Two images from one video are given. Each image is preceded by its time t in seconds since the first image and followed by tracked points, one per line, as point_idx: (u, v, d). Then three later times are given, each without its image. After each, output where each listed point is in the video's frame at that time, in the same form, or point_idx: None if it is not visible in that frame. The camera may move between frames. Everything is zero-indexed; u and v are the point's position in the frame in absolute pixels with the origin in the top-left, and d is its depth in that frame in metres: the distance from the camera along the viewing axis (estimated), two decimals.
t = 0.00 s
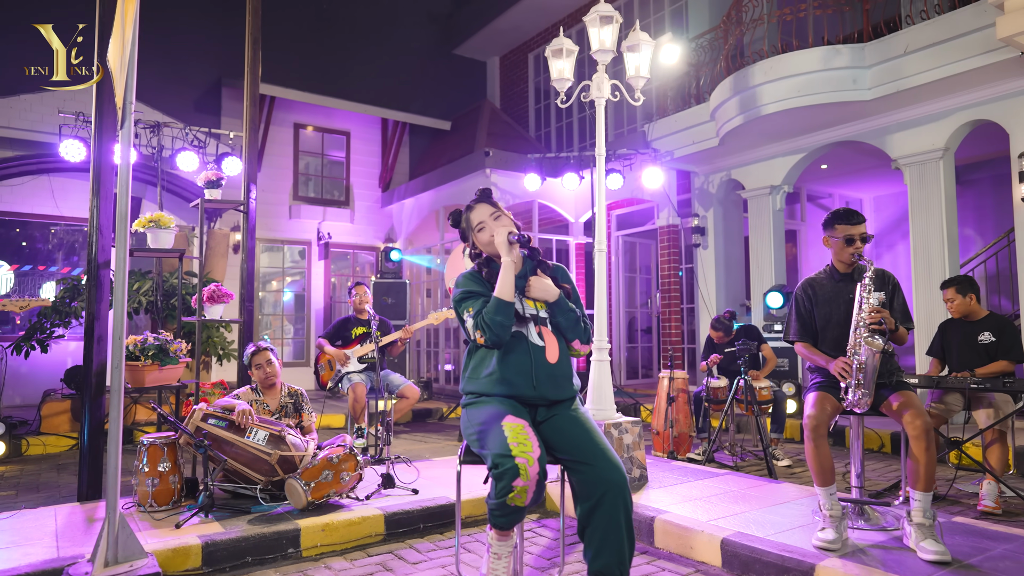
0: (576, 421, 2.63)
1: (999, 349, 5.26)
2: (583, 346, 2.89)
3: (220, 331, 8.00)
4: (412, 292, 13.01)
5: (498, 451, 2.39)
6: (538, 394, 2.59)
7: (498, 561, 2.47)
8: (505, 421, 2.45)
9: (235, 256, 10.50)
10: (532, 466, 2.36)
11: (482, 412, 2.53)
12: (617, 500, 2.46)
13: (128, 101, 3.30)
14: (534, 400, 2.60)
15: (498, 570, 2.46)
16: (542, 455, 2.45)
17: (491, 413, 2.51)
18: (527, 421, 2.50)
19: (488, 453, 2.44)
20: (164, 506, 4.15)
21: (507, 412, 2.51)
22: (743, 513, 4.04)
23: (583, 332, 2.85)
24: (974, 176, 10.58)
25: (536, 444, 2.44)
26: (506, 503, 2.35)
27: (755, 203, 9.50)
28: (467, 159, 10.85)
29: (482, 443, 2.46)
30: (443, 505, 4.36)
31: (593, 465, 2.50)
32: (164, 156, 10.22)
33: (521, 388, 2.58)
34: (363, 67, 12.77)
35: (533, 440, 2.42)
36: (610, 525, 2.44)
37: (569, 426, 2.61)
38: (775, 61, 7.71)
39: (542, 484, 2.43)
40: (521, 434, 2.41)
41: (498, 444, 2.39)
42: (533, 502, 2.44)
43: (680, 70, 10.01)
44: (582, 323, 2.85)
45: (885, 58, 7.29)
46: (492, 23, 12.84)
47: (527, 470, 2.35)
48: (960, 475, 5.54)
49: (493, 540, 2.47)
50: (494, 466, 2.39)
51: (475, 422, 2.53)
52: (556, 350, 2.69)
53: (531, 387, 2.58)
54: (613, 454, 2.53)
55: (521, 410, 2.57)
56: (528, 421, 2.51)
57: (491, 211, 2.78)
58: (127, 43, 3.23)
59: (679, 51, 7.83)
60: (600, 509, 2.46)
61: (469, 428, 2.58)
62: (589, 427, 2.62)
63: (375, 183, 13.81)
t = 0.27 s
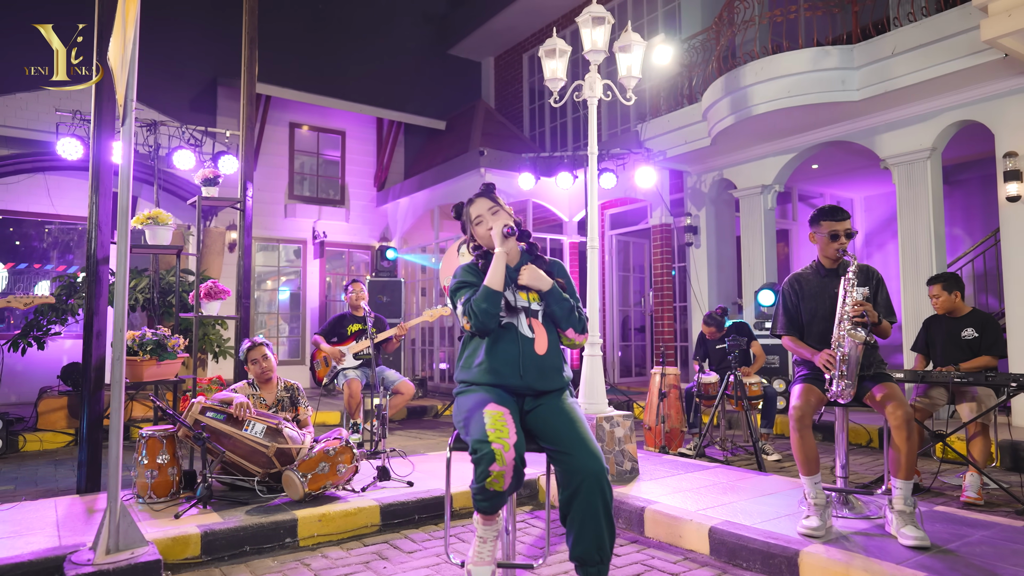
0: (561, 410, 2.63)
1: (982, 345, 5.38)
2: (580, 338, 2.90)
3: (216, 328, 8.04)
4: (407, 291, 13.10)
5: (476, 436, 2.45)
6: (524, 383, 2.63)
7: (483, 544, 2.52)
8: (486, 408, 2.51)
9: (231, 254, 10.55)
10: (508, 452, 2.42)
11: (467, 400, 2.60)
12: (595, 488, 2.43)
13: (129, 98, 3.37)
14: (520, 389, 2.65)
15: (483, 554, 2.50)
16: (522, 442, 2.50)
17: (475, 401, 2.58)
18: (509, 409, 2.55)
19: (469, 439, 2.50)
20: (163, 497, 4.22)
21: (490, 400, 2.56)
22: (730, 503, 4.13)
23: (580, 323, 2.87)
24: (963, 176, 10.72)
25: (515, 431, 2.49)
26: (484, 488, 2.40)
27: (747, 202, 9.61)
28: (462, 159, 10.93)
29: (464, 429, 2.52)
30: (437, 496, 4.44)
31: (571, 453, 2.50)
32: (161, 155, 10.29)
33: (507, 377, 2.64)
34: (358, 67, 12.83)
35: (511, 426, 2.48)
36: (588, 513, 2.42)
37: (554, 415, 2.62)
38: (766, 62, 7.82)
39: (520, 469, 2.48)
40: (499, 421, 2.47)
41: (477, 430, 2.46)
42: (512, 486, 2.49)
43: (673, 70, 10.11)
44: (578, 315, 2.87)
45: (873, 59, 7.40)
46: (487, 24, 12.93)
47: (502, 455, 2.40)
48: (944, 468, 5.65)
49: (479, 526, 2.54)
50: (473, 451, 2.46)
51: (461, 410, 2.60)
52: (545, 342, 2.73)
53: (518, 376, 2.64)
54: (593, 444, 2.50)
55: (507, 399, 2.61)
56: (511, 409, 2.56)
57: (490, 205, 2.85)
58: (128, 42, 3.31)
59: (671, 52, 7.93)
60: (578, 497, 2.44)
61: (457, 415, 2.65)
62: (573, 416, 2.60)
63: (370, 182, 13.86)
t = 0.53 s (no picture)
0: (543, 398, 2.69)
1: (964, 339, 5.50)
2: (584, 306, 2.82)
3: (211, 325, 8.07)
4: (401, 289, 13.17)
5: (454, 421, 2.58)
6: (509, 370, 2.70)
7: (466, 528, 2.56)
8: (466, 394, 2.62)
9: (226, 252, 10.58)
10: (480, 436, 2.52)
11: (452, 386, 2.72)
12: (570, 473, 2.50)
13: (130, 96, 3.44)
14: (506, 376, 2.71)
15: (465, 536, 2.55)
16: (497, 426, 2.57)
17: (458, 387, 2.68)
18: (489, 396, 2.63)
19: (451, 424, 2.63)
20: (161, 488, 4.30)
21: (472, 386, 2.66)
22: (717, 492, 4.23)
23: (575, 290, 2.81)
24: (951, 175, 10.86)
25: (491, 416, 2.57)
26: (461, 471, 2.51)
27: (738, 201, 9.73)
28: (456, 158, 11.01)
29: (448, 414, 2.65)
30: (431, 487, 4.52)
31: (549, 440, 2.56)
32: (156, 154, 10.32)
33: (493, 365, 2.72)
34: (352, 65, 12.90)
35: (484, 411, 2.57)
36: (565, 496, 2.49)
37: (538, 403, 2.68)
38: (756, 62, 7.93)
39: (496, 451, 2.55)
40: (474, 406, 2.57)
41: (455, 415, 2.59)
42: (493, 469, 2.57)
43: (665, 70, 10.20)
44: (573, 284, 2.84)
45: (862, 60, 7.51)
46: (481, 23, 13.01)
47: (474, 438, 2.51)
48: (928, 461, 5.76)
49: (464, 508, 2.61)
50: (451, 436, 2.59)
51: (447, 396, 2.72)
52: (531, 333, 2.78)
53: (503, 364, 2.71)
54: (571, 430, 2.55)
55: (490, 387, 2.68)
56: (491, 396, 2.63)
57: (491, 199, 2.88)
58: (130, 40, 3.37)
59: (663, 52, 8.03)
60: (555, 481, 2.51)
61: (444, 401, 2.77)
62: (554, 404, 2.66)
63: (365, 181, 13.91)
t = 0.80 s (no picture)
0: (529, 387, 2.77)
1: (952, 334, 5.60)
2: (566, 275, 2.77)
3: (210, 322, 8.14)
4: (397, 287, 13.27)
5: (438, 407, 2.70)
6: (499, 358, 2.80)
7: (456, 510, 2.71)
8: (452, 382, 2.72)
9: (225, 251, 10.66)
10: (458, 422, 2.62)
11: (443, 374, 2.84)
12: (552, 463, 2.58)
13: (135, 94, 3.54)
14: (496, 364, 2.81)
15: (454, 518, 2.70)
16: (479, 413, 2.66)
17: (448, 374, 2.80)
18: (474, 383, 2.73)
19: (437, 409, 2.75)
20: (164, 479, 4.39)
21: (459, 374, 2.77)
22: (708, 482, 4.33)
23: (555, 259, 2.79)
24: (942, 174, 10.99)
25: (472, 403, 2.66)
26: (444, 456, 2.64)
27: (732, 199, 9.84)
28: (452, 157, 11.10)
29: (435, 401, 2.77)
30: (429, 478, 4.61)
31: (532, 431, 2.64)
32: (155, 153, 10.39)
33: (483, 353, 2.82)
34: (349, 65, 12.98)
35: (466, 398, 2.66)
36: (548, 485, 2.59)
37: (525, 392, 2.76)
38: (749, 63, 8.04)
39: (477, 438, 2.65)
40: (456, 393, 2.67)
41: (439, 401, 2.70)
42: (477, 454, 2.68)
43: (660, 70, 10.31)
44: (557, 254, 2.83)
45: (852, 60, 7.63)
46: (477, 23, 13.11)
47: (453, 425, 2.61)
48: (916, 454, 5.88)
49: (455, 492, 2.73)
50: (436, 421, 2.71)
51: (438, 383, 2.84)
52: (522, 322, 2.85)
53: (494, 351, 2.81)
54: (553, 422, 2.63)
55: (479, 374, 2.78)
56: (476, 383, 2.73)
57: (496, 196, 2.96)
58: (135, 39, 3.46)
59: (658, 53, 8.13)
60: (537, 471, 2.61)
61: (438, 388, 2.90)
62: (540, 394, 2.74)
63: (362, 180, 13.99)
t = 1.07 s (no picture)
0: (517, 376, 2.85)
1: (941, 329, 5.70)
2: (549, 248, 2.91)
3: (211, 319, 8.22)
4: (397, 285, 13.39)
5: (428, 396, 2.83)
6: (488, 348, 2.89)
7: (450, 495, 2.87)
8: (442, 372, 2.85)
9: (225, 249, 10.75)
10: (445, 410, 2.75)
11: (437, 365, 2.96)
12: (536, 453, 2.70)
13: (140, 93, 3.63)
14: (486, 353, 2.90)
15: (447, 504, 2.85)
16: (466, 403, 2.78)
17: (440, 365, 2.93)
18: (464, 373, 2.84)
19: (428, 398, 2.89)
20: (168, 470, 4.49)
21: (450, 364, 2.89)
22: (701, 473, 4.42)
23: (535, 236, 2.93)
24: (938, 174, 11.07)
25: (459, 392, 2.79)
26: (434, 442, 2.78)
27: (727, 198, 9.95)
28: (451, 155, 11.19)
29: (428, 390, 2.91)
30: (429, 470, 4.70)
31: (520, 421, 2.75)
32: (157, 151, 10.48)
33: (475, 344, 2.91)
34: (348, 65, 13.06)
35: (453, 387, 2.79)
36: (534, 474, 2.70)
37: (514, 381, 2.85)
38: (743, 62, 8.14)
39: (464, 426, 2.78)
40: (444, 382, 2.80)
41: (429, 390, 2.83)
42: (467, 442, 2.81)
43: (657, 70, 10.41)
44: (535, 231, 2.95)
45: (845, 60, 7.73)
46: (476, 23, 13.20)
47: (440, 412, 2.75)
48: (906, 447, 5.98)
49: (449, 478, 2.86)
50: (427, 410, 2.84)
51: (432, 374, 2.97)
52: (511, 311, 2.94)
53: (485, 340, 2.90)
54: (540, 414, 2.75)
55: (470, 364, 2.89)
56: (465, 373, 2.84)
57: (496, 192, 3.06)
58: (140, 40, 3.54)
59: (653, 53, 8.22)
60: (524, 461, 2.73)
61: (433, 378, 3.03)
62: (529, 384, 2.82)
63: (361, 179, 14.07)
